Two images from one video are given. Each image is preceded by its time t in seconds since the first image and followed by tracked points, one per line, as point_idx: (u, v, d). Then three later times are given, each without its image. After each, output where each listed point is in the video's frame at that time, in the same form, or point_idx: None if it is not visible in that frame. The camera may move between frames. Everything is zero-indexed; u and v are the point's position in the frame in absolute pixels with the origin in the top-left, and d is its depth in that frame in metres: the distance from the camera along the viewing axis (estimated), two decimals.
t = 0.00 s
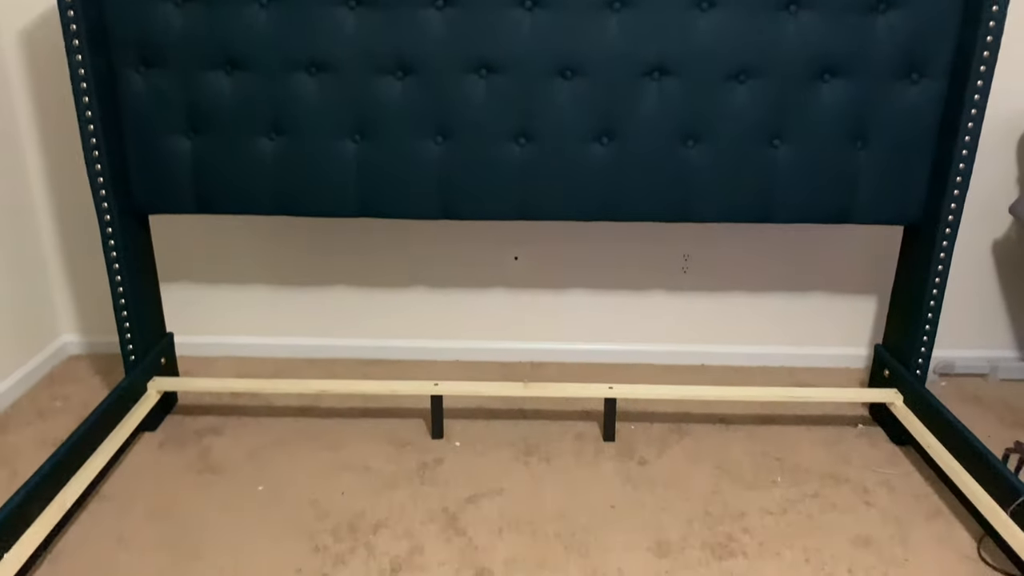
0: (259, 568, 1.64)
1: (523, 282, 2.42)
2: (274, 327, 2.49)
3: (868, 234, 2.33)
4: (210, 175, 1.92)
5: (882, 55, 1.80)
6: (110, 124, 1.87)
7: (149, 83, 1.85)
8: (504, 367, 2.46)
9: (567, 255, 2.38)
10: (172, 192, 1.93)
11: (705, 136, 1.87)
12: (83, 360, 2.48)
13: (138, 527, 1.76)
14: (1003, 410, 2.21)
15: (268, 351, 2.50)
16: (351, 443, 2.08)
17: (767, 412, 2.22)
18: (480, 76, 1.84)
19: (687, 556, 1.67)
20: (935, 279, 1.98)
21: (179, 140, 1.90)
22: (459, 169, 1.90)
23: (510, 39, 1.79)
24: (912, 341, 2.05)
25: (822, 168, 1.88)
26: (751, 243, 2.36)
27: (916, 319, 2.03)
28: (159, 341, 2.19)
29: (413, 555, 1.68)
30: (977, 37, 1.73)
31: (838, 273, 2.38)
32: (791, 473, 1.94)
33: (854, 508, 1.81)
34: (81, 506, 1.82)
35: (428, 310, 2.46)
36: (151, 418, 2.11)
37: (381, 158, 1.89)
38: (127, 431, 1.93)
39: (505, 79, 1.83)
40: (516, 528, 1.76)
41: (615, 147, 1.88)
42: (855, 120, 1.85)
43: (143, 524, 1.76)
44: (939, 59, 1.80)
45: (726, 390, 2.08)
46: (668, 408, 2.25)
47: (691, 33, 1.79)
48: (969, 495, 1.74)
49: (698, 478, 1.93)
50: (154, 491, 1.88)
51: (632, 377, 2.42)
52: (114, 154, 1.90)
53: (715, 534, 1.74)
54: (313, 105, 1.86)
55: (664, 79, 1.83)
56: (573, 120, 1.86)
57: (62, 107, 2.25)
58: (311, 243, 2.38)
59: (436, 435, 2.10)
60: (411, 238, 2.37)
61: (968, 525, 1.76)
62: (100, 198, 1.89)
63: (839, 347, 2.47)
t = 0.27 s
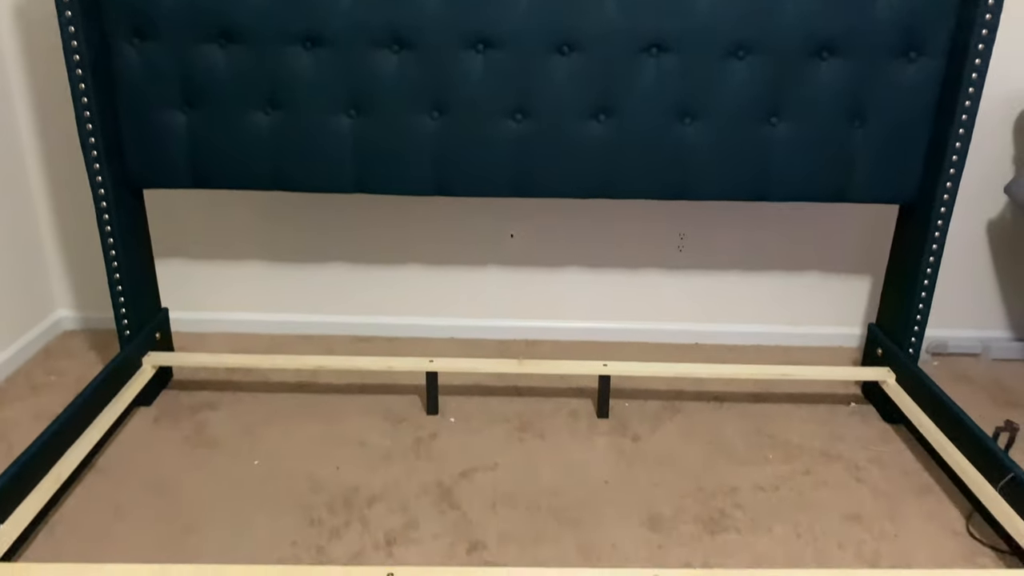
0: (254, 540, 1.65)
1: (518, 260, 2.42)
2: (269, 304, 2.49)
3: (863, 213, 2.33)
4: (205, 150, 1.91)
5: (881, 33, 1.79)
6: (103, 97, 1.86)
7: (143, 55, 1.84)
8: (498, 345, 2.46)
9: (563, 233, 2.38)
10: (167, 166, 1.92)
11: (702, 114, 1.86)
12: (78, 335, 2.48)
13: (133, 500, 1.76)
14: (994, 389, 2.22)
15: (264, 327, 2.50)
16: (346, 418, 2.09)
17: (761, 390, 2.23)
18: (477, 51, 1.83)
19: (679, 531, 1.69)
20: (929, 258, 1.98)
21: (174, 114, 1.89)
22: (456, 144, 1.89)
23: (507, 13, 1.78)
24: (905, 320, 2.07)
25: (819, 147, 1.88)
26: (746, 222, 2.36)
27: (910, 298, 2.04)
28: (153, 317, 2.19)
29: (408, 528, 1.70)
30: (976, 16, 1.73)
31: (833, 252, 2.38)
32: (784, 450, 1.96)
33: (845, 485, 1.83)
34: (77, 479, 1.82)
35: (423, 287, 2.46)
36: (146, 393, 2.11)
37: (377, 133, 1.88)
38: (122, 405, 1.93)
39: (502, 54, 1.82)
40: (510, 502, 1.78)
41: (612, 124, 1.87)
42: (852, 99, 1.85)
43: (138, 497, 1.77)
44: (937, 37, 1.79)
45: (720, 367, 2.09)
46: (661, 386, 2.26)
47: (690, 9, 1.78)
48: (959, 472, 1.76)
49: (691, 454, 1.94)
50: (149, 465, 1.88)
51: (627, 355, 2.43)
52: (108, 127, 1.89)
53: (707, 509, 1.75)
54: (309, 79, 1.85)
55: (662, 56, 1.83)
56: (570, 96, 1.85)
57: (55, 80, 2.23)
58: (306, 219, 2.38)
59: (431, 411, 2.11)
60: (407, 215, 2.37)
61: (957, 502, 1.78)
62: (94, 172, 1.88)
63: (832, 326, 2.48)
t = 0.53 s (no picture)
0: (250, 512, 1.66)
1: (516, 236, 2.41)
2: (265, 278, 2.48)
3: (861, 189, 2.33)
4: (200, 122, 1.89)
5: (882, 8, 1.78)
6: (98, 68, 1.84)
7: (137, 26, 1.82)
8: (495, 321, 2.47)
9: (560, 209, 2.37)
10: (162, 138, 1.91)
11: (701, 89, 1.86)
12: (74, 309, 2.47)
13: (130, 472, 1.77)
14: (988, 367, 2.23)
15: (260, 302, 2.50)
16: (343, 392, 2.09)
17: (756, 367, 2.24)
18: (474, 24, 1.81)
19: (673, 505, 1.70)
20: (926, 236, 1.98)
21: (169, 86, 1.87)
22: (453, 118, 1.88)
23: None
24: (901, 297, 2.07)
25: (818, 123, 1.87)
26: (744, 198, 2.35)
27: (906, 276, 2.04)
28: (149, 290, 2.19)
29: (404, 501, 1.70)
30: None
31: (831, 229, 2.38)
32: (778, 425, 1.97)
33: (839, 460, 1.84)
34: (73, 451, 1.83)
35: (420, 263, 2.46)
36: (142, 366, 2.11)
37: (374, 106, 1.87)
38: (119, 377, 1.93)
39: (500, 27, 1.81)
40: (506, 476, 1.78)
41: (610, 98, 1.86)
42: (852, 74, 1.84)
43: (135, 469, 1.77)
44: (939, 13, 1.78)
45: (716, 344, 2.09)
46: (657, 362, 2.27)
47: None
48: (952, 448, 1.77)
49: (686, 430, 1.95)
50: (145, 437, 1.89)
51: (623, 331, 2.43)
52: (103, 98, 1.87)
53: (702, 484, 1.76)
54: (306, 51, 1.83)
55: (661, 29, 1.81)
56: (568, 70, 1.84)
57: (48, 51, 2.21)
58: (302, 194, 2.37)
59: (428, 386, 2.11)
60: (404, 189, 2.36)
61: (949, 477, 1.80)
62: (89, 143, 1.87)
63: (829, 304, 2.48)
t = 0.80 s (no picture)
0: (249, 480, 1.67)
1: (514, 209, 2.41)
2: (263, 250, 2.48)
3: (860, 163, 2.32)
4: (197, 92, 1.88)
5: None
6: (92, 36, 1.83)
7: None
8: (493, 294, 2.47)
9: (558, 183, 2.37)
10: (159, 108, 1.90)
11: (702, 60, 1.84)
12: (71, 280, 2.47)
13: (129, 441, 1.78)
14: (984, 341, 2.25)
15: (258, 274, 2.50)
16: (341, 364, 2.10)
17: (753, 340, 2.25)
18: None
19: (669, 475, 1.71)
20: (925, 210, 1.99)
21: (164, 55, 1.86)
22: (452, 88, 1.87)
23: None
24: (899, 271, 2.08)
25: (818, 95, 1.86)
26: (743, 172, 2.35)
27: (904, 249, 2.05)
28: (147, 261, 2.19)
29: (402, 470, 1.72)
30: None
31: (829, 203, 2.38)
32: (774, 398, 1.98)
33: (834, 432, 1.85)
34: (72, 420, 1.83)
35: (418, 235, 2.45)
36: (140, 336, 2.12)
37: (372, 76, 1.86)
38: (117, 347, 1.93)
39: None
40: (504, 446, 1.80)
41: (610, 69, 1.85)
42: (853, 46, 1.83)
43: (134, 439, 1.78)
44: None
45: (713, 317, 2.10)
46: (655, 335, 2.27)
47: None
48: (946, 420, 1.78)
49: (682, 402, 1.96)
50: (144, 407, 1.89)
51: (621, 305, 2.43)
52: (98, 67, 1.86)
53: (698, 454, 1.78)
54: (303, 19, 1.82)
55: None
56: (568, 40, 1.82)
57: (43, 20, 2.19)
58: (300, 165, 2.36)
59: (426, 358, 2.12)
60: (402, 161, 2.35)
61: (943, 449, 1.81)
62: (85, 112, 1.87)
63: (826, 278, 2.49)
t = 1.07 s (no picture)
0: (250, 450, 1.68)
1: (514, 181, 2.40)
2: (262, 222, 2.48)
3: (862, 136, 2.31)
4: (196, 61, 1.87)
5: None
6: (88, 4, 1.81)
7: None
8: (493, 267, 2.47)
9: (558, 155, 2.36)
10: (157, 77, 1.89)
11: (704, 30, 1.83)
12: (71, 251, 2.47)
13: (131, 410, 1.79)
14: (982, 316, 2.25)
15: (257, 246, 2.50)
16: (341, 335, 2.11)
17: (752, 313, 2.25)
18: None
19: (667, 446, 1.73)
20: (926, 183, 1.98)
21: (162, 24, 1.84)
22: (452, 58, 1.85)
23: None
24: (899, 245, 2.08)
25: (821, 67, 1.85)
26: (744, 144, 2.34)
27: (904, 223, 2.04)
28: (147, 232, 2.18)
29: (402, 440, 1.73)
30: None
31: (830, 176, 2.37)
32: (773, 371, 1.99)
33: (832, 404, 1.86)
34: (74, 390, 1.84)
35: (418, 208, 2.45)
36: (141, 307, 2.12)
37: (372, 45, 1.84)
38: (118, 317, 1.94)
39: None
40: (503, 417, 1.81)
41: (612, 39, 1.84)
42: (857, 17, 1.81)
43: (136, 408, 1.79)
44: None
45: (712, 290, 2.10)
46: (654, 308, 2.28)
47: None
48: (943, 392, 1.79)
49: (681, 374, 1.97)
50: (145, 377, 1.90)
51: (621, 278, 2.44)
52: (95, 35, 1.84)
53: (696, 426, 1.79)
54: None
55: None
56: (570, 9, 1.80)
57: None
58: (299, 136, 2.35)
59: (426, 330, 2.12)
60: (402, 133, 2.34)
61: (940, 421, 1.82)
62: (83, 82, 1.85)
63: (826, 252, 2.49)
